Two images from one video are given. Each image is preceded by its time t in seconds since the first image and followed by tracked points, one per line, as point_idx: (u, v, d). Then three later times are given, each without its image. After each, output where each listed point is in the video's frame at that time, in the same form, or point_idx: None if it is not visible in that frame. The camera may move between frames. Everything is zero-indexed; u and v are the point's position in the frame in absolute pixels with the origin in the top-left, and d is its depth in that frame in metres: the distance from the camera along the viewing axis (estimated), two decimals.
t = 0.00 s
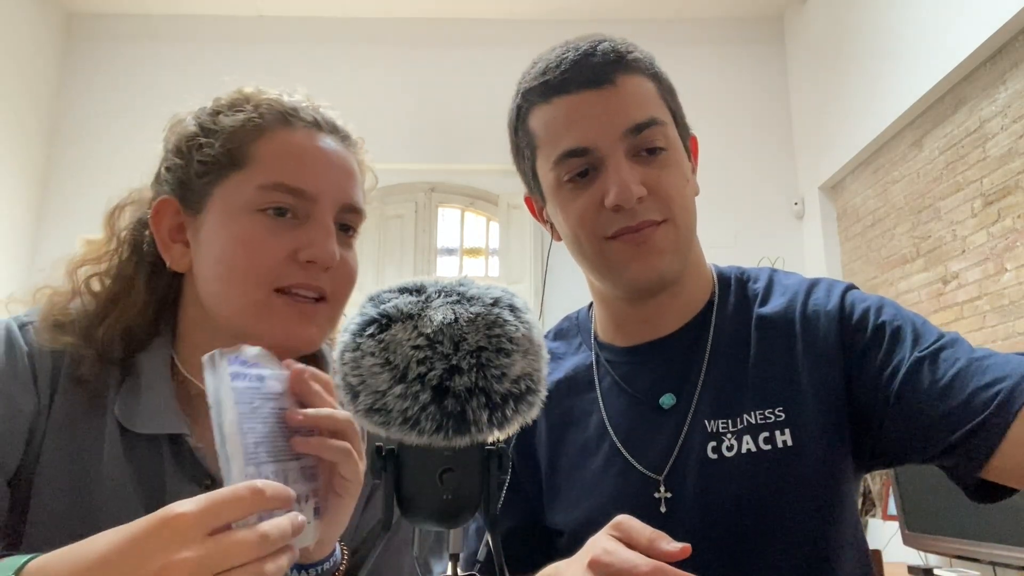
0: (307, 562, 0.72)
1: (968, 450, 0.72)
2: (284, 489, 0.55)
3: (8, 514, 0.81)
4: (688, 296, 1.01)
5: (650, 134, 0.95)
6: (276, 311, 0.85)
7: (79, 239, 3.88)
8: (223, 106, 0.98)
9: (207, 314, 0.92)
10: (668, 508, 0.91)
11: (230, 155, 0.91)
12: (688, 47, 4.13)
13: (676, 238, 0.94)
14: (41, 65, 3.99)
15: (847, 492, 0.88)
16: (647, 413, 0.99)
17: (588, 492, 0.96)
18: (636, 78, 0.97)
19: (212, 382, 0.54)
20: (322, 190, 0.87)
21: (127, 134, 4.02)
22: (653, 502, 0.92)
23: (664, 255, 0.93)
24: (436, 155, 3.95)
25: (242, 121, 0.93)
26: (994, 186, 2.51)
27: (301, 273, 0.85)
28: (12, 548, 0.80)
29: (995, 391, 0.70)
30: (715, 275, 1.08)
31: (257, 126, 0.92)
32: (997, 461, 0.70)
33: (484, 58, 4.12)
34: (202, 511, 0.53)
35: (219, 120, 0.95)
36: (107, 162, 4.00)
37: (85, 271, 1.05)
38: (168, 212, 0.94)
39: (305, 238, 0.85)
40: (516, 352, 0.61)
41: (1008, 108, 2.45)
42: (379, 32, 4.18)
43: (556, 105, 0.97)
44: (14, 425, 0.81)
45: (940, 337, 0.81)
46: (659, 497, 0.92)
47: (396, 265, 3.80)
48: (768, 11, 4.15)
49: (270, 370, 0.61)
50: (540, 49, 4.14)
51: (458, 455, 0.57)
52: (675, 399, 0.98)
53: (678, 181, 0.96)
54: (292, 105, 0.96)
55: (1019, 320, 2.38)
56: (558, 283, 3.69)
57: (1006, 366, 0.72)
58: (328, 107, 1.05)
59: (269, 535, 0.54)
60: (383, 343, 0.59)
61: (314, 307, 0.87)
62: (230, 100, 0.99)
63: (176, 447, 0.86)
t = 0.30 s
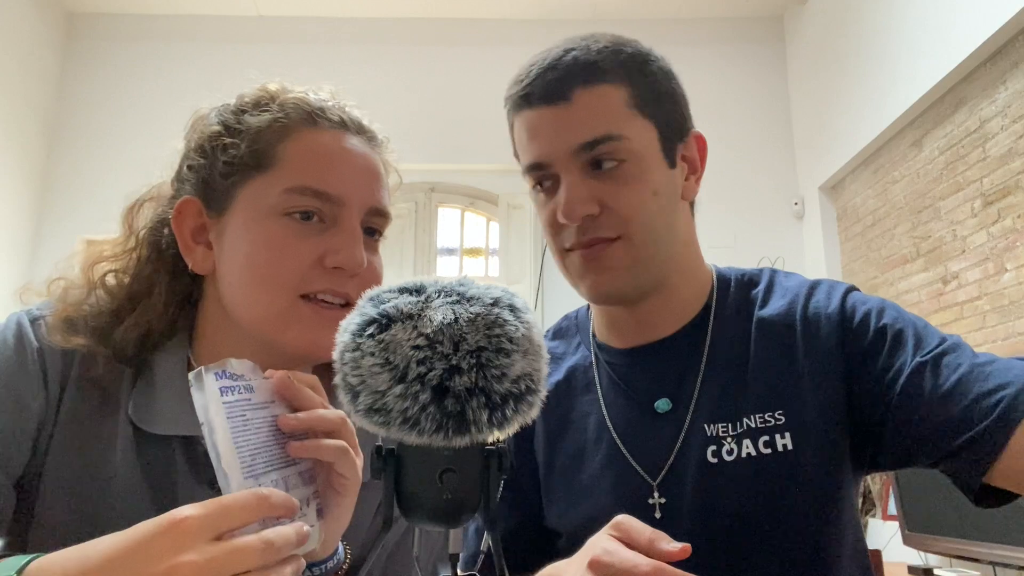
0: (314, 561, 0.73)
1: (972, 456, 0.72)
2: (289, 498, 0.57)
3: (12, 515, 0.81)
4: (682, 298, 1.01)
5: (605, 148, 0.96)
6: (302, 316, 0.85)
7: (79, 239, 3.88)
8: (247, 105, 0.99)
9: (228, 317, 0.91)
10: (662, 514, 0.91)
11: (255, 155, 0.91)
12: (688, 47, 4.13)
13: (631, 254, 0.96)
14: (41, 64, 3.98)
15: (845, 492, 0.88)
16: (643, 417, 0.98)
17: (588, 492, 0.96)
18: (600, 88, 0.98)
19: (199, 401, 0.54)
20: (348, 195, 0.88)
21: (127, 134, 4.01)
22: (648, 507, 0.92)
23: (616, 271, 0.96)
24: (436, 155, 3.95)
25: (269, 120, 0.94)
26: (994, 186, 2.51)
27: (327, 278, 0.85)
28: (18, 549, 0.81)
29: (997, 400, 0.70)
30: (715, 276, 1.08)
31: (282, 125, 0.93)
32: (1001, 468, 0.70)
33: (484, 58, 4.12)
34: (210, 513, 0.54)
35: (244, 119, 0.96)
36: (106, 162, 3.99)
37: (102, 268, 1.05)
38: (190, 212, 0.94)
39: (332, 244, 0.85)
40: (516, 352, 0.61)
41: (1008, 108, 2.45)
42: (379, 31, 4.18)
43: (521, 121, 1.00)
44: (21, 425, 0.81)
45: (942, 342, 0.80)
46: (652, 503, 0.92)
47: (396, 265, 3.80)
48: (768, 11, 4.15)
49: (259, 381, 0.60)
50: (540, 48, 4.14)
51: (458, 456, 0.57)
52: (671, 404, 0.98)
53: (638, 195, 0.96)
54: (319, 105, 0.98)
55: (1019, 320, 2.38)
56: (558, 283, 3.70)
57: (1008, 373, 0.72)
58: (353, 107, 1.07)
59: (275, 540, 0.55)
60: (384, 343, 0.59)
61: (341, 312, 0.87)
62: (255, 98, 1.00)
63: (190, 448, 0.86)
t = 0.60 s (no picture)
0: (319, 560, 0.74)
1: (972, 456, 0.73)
2: (284, 499, 0.58)
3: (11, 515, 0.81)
4: (682, 298, 1.01)
5: (595, 152, 0.97)
6: (308, 317, 0.84)
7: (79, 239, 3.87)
8: (255, 102, 0.99)
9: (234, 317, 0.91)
10: (658, 516, 0.91)
11: (263, 154, 0.91)
12: (688, 46, 4.13)
13: (622, 259, 0.97)
14: (41, 64, 3.98)
15: (844, 492, 0.88)
16: (643, 418, 0.98)
17: (588, 492, 0.96)
18: (592, 91, 0.98)
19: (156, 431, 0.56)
20: (358, 194, 0.87)
21: (127, 133, 4.01)
22: (643, 508, 0.92)
23: (607, 274, 0.97)
24: (436, 154, 3.95)
25: (276, 119, 0.94)
26: (994, 186, 2.51)
27: (334, 279, 0.85)
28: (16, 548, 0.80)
29: (997, 400, 0.70)
30: (716, 277, 1.08)
31: (289, 123, 0.93)
32: (1002, 469, 0.70)
33: (484, 58, 4.12)
34: (210, 514, 0.54)
35: (251, 117, 0.96)
36: (107, 161, 3.99)
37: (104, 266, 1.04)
38: (196, 211, 0.94)
39: (341, 244, 0.85)
40: (516, 352, 0.61)
41: (1008, 108, 2.45)
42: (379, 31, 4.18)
43: (515, 125, 1.01)
44: (21, 424, 0.81)
45: (941, 343, 0.80)
46: (648, 504, 0.92)
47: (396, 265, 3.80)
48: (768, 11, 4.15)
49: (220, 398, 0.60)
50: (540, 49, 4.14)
51: (458, 456, 0.56)
52: (670, 405, 0.98)
53: (629, 199, 0.97)
54: (327, 103, 0.98)
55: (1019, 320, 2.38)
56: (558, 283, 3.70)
57: (1008, 373, 0.72)
58: (360, 105, 1.06)
59: (276, 540, 0.55)
60: (383, 343, 0.59)
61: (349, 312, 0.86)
62: (262, 96, 1.01)
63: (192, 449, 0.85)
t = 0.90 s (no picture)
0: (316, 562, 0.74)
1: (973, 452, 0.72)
2: (279, 500, 0.58)
3: (10, 514, 0.81)
4: (682, 299, 1.01)
5: (599, 149, 0.97)
6: (307, 320, 0.84)
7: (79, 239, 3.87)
8: (254, 101, 0.99)
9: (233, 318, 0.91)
10: (657, 515, 0.92)
11: (263, 155, 0.91)
12: (688, 46, 4.13)
13: (627, 256, 0.97)
14: (41, 63, 3.98)
15: (843, 489, 0.88)
16: (642, 417, 0.98)
17: (587, 492, 0.96)
18: (598, 88, 0.98)
19: (145, 435, 0.55)
20: (357, 195, 0.87)
21: (127, 134, 4.01)
22: (642, 507, 0.92)
23: (610, 273, 0.97)
24: (436, 155, 3.95)
25: (276, 119, 0.94)
26: (994, 186, 2.51)
27: (334, 281, 0.85)
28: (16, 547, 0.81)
29: (999, 393, 0.70)
30: (716, 277, 1.08)
31: (289, 124, 0.93)
32: (1004, 463, 0.70)
33: (484, 58, 4.12)
34: (205, 517, 0.54)
35: (249, 117, 0.96)
36: (106, 161, 3.98)
37: (102, 266, 1.03)
38: (195, 212, 0.94)
39: (339, 246, 0.85)
40: (516, 352, 0.61)
41: (1008, 108, 2.45)
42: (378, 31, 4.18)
43: (519, 121, 1.01)
44: (20, 424, 0.82)
45: (942, 340, 0.80)
46: (648, 502, 0.92)
47: (396, 265, 3.80)
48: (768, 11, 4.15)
49: (211, 397, 0.59)
50: (540, 49, 4.14)
51: (458, 456, 0.56)
52: (670, 404, 0.98)
53: (634, 196, 0.97)
54: (327, 102, 0.98)
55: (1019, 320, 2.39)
56: (558, 283, 3.70)
57: (1010, 368, 0.72)
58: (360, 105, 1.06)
59: (273, 540, 0.55)
60: (383, 343, 0.59)
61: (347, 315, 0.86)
62: (262, 95, 1.01)
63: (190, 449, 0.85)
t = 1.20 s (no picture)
0: (315, 562, 0.75)
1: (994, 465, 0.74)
2: (276, 497, 0.58)
3: (11, 513, 0.81)
4: (683, 299, 1.01)
5: (601, 148, 0.97)
6: (307, 320, 0.84)
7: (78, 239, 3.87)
8: (253, 102, 1.00)
9: (232, 318, 0.91)
10: (657, 513, 0.92)
11: (261, 154, 0.91)
12: (688, 46, 4.13)
13: (628, 256, 0.97)
14: (41, 63, 3.98)
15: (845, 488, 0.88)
16: (643, 417, 0.98)
17: (587, 492, 0.96)
18: (601, 88, 0.98)
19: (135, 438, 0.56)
20: (357, 195, 0.87)
21: (127, 134, 4.01)
22: (643, 506, 0.92)
23: (611, 272, 0.97)
24: (436, 155, 3.95)
25: (274, 118, 0.94)
26: (994, 186, 2.51)
27: (333, 281, 0.85)
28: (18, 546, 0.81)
29: None
30: (715, 277, 1.08)
31: (287, 123, 0.93)
32: None
33: (484, 58, 4.12)
34: (200, 519, 0.54)
35: (248, 117, 0.96)
36: (106, 161, 3.98)
37: (101, 267, 1.03)
38: (194, 212, 0.94)
39: (339, 246, 0.85)
40: (516, 352, 0.61)
41: (1008, 108, 2.45)
42: (379, 31, 4.18)
43: (520, 121, 1.01)
44: (20, 423, 0.82)
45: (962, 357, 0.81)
46: (648, 501, 0.92)
47: (395, 265, 3.80)
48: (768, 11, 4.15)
49: (200, 397, 0.60)
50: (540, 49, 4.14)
51: (457, 455, 0.57)
52: (670, 403, 0.98)
53: (636, 197, 0.97)
54: (326, 103, 0.98)
55: (1019, 320, 2.39)
56: (558, 283, 3.70)
57: None
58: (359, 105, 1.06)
59: (269, 540, 0.55)
60: (384, 343, 0.59)
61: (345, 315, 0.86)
62: (261, 96, 1.01)
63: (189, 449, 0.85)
